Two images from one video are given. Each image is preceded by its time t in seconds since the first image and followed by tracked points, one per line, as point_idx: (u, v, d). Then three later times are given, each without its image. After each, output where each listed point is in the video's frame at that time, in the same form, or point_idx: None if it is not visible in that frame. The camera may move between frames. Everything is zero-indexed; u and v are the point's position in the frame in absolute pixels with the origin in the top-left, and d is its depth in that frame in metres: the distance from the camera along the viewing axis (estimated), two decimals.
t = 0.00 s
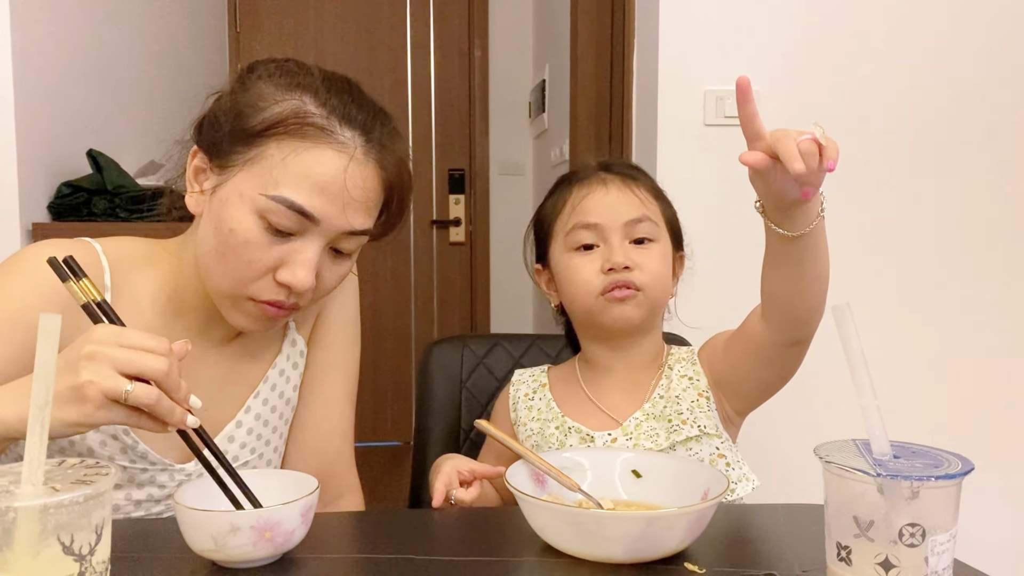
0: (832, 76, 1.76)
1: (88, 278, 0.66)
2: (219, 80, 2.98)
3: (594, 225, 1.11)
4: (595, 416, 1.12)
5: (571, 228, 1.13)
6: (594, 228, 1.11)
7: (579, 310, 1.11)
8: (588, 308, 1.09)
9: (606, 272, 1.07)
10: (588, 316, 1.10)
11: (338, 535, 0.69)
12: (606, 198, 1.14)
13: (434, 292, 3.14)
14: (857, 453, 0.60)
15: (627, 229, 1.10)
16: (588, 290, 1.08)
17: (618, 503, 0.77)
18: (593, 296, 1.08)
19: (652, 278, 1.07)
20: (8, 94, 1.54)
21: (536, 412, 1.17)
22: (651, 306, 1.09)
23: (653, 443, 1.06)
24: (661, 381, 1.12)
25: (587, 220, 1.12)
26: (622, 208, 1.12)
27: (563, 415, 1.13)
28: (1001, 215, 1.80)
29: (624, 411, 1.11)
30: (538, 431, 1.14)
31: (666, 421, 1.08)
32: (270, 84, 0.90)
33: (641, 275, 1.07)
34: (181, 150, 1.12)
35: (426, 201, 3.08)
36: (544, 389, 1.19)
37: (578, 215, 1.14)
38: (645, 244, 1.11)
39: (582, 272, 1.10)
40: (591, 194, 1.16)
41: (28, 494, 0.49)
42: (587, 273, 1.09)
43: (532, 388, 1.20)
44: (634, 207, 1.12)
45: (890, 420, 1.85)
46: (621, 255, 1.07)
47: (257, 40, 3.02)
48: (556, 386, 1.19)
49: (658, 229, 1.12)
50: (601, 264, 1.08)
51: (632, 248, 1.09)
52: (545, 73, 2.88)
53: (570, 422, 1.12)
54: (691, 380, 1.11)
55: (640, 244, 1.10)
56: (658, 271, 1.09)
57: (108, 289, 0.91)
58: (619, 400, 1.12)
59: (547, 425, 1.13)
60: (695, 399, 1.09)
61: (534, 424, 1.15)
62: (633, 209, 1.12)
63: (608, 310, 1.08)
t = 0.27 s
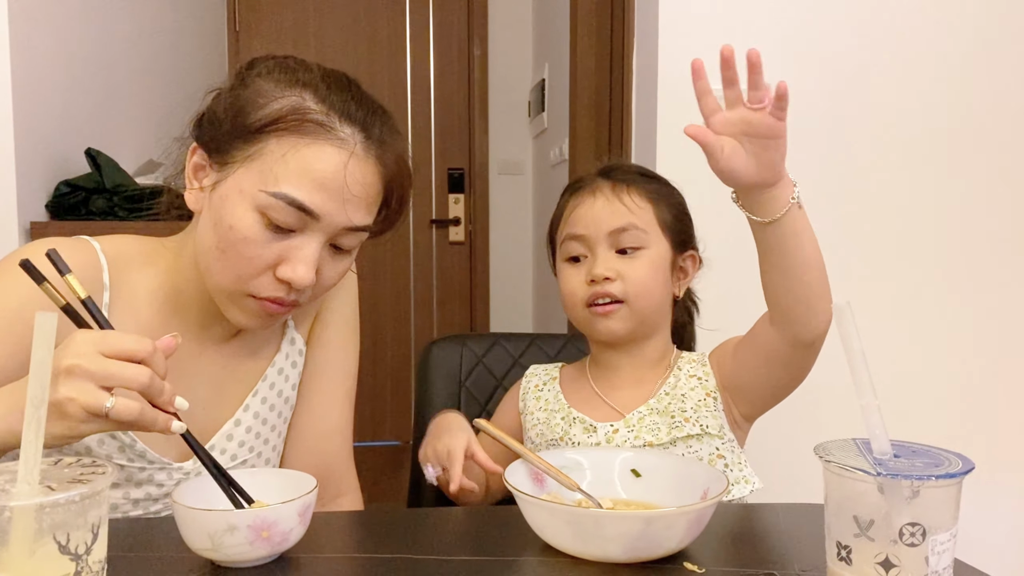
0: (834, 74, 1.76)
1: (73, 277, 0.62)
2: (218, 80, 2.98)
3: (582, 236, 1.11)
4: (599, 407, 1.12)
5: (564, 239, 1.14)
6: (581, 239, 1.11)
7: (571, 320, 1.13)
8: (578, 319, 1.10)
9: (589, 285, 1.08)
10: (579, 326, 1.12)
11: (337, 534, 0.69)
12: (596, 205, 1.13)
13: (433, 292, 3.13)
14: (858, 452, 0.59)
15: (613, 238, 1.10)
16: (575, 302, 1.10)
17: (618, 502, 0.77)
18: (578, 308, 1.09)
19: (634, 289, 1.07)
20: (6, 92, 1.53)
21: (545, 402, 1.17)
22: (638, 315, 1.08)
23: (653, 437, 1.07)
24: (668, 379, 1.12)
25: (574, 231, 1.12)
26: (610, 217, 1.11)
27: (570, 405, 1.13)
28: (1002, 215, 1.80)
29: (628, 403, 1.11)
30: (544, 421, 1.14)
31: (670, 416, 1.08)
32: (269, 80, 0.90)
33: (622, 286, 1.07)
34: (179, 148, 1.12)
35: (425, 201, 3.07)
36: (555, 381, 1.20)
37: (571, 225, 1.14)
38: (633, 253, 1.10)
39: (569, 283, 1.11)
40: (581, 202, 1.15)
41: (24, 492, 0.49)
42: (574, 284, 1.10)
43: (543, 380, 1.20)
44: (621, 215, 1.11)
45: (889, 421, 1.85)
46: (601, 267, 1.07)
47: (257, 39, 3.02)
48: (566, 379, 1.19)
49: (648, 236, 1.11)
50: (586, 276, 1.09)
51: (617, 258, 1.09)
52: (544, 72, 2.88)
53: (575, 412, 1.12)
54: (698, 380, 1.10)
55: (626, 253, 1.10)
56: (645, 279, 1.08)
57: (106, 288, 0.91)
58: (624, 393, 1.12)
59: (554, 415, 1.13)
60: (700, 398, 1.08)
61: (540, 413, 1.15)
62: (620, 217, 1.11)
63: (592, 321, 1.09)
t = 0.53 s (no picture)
0: (833, 75, 1.76)
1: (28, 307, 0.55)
2: (218, 80, 2.98)
3: (598, 233, 1.12)
4: (604, 402, 1.13)
5: (579, 235, 1.14)
6: (597, 235, 1.12)
7: (582, 316, 1.13)
8: (589, 314, 1.10)
9: (604, 281, 1.09)
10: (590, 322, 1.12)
11: (338, 535, 0.69)
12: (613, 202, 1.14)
13: (433, 292, 3.14)
14: (856, 455, 0.60)
15: (629, 236, 1.10)
16: (588, 298, 1.10)
17: (617, 503, 0.77)
18: (592, 303, 1.10)
19: (648, 287, 1.08)
20: (7, 93, 1.53)
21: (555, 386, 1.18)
22: (650, 313, 1.09)
23: (655, 433, 1.07)
24: (675, 379, 1.13)
25: (592, 227, 1.12)
26: (627, 215, 1.12)
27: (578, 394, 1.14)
28: (1000, 216, 1.81)
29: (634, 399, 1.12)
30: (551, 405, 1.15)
31: (673, 415, 1.08)
32: (273, 79, 0.90)
33: (637, 284, 1.07)
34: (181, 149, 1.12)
35: (425, 201, 3.07)
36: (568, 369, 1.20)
37: (586, 222, 1.14)
38: (647, 252, 1.11)
39: (583, 279, 1.11)
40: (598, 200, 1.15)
41: (27, 495, 0.49)
42: (587, 280, 1.10)
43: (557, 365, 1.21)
44: (638, 214, 1.11)
45: (888, 421, 1.85)
46: (618, 264, 1.08)
47: (256, 39, 3.03)
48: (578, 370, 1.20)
49: (663, 235, 1.11)
50: (602, 272, 1.10)
51: (632, 256, 1.10)
52: (544, 73, 2.88)
53: (583, 401, 1.13)
54: (705, 381, 1.11)
55: (643, 252, 1.10)
56: (659, 278, 1.09)
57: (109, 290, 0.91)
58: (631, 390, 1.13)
59: (561, 401, 1.14)
60: (705, 400, 1.09)
61: (548, 394, 1.16)
62: (638, 215, 1.11)
63: (605, 317, 1.09)
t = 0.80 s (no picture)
0: (832, 76, 1.76)
1: None
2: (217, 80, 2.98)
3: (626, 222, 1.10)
4: (600, 405, 1.13)
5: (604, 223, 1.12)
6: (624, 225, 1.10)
7: (593, 302, 1.11)
8: (604, 299, 1.08)
9: (626, 270, 1.07)
10: (600, 310, 1.10)
11: (335, 537, 0.69)
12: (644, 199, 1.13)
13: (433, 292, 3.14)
14: (852, 458, 0.60)
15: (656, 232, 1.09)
16: (606, 283, 1.08)
17: (615, 505, 0.77)
18: (608, 290, 1.08)
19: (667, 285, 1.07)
20: (7, 94, 1.54)
21: (548, 393, 1.18)
22: (662, 312, 1.08)
23: (652, 432, 1.07)
24: (669, 379, 1.13)
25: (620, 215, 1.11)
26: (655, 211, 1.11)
27: (572, 400, 1.14)
28: (999, 217, 1.81)
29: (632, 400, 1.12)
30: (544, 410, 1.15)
31: (669, 413, 1.08)
32: (270, 78, 0.90)
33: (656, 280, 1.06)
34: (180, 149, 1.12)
35: (425, 202, 3.07)
36: (558, 374, 1.21)
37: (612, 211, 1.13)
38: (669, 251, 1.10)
39: (602, 266, 1.09)
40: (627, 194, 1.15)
41: (23, 498, 0.49)
42: (608, 265, 1.09)
43: (548, 371, 1.22)
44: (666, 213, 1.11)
45: (888, 422, 1.85)
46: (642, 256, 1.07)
47: (256, 39, 3.03)
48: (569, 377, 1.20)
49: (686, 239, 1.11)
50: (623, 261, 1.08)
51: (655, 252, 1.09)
52: (544, 73, 2.88)
53: (578, 406, 1.13)
54: (698, 379, 1.11)
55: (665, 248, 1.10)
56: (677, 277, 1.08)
57: (110, 290, 0.91)
58: (627, 389, 1.13)
59: (556, 407, 1.14)
60: (700, 399, 1.09)
61: (542, 403, 1.16)
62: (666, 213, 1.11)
63: (619, 307, 1.08)
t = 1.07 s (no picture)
0: (833, 76, 1.76)
1: None
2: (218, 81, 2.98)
3: (620, 230, 1.16)
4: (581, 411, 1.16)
5: (598, 229, 1.18)
6: (618, 232, 1.16)
7: (580, 302, 1.16)
8: (591, 301, 1.14)
9: (618, 273, 1.13)
10: (587, 308, 1.15)
11: (335, 538, 0.69)
12: (639, 209, 1.19)
13: (433, 293, 3.13)
14: (854, 458, 0.60)
15: (649, 242, 1.16)
16: (596, 286, 1.14)
17: (616, 506, 0.77)
18: (599, 290, 1.13)
19: (655, 292, 1.13)
20: (7, 94, 1.54)
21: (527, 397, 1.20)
22: (647, 318, 1.14)
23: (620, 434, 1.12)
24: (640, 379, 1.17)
25: (615, 224, 1.17)
26: (649, 223, 1.17)
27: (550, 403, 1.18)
28: (999, 217, 1.81)
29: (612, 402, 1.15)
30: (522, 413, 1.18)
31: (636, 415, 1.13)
32: (266, 73, 0.90)
33: (646, 286, 1.12)
34: (179, 149, 1.12)
35: (425, 202, 3.07)
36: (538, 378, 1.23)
37: (607, 218, 1.18)
38: (659, 262, 1.16)
39: (593, 267, 1.15)
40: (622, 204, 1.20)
41: (23, 499, 0.49)
42: (599, 270, 1.14)
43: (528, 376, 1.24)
44: (660, 226, 1.18)
45: (888, 422, 1.85)
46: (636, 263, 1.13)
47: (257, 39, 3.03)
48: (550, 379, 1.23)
49: (674, 252, 1.18)
50: (614, 266, 1.14)
51: (647, 260, 1.15)
52: (545, 73, 2.88)
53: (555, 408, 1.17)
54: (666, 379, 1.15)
55: (655, 260, 1.16)
56: (663, 288, 1.14)
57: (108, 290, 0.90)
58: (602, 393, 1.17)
59: (534, 412, 1.18)
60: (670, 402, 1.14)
61: (522, 408, 1.19)
62: (658, 227, 1.17)
63: (607, 307, 1.13)
